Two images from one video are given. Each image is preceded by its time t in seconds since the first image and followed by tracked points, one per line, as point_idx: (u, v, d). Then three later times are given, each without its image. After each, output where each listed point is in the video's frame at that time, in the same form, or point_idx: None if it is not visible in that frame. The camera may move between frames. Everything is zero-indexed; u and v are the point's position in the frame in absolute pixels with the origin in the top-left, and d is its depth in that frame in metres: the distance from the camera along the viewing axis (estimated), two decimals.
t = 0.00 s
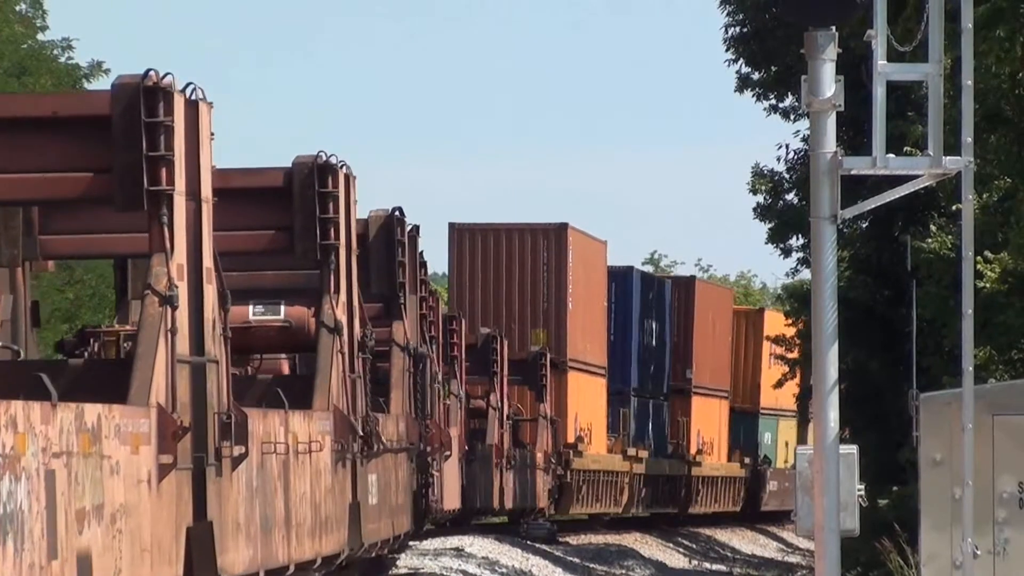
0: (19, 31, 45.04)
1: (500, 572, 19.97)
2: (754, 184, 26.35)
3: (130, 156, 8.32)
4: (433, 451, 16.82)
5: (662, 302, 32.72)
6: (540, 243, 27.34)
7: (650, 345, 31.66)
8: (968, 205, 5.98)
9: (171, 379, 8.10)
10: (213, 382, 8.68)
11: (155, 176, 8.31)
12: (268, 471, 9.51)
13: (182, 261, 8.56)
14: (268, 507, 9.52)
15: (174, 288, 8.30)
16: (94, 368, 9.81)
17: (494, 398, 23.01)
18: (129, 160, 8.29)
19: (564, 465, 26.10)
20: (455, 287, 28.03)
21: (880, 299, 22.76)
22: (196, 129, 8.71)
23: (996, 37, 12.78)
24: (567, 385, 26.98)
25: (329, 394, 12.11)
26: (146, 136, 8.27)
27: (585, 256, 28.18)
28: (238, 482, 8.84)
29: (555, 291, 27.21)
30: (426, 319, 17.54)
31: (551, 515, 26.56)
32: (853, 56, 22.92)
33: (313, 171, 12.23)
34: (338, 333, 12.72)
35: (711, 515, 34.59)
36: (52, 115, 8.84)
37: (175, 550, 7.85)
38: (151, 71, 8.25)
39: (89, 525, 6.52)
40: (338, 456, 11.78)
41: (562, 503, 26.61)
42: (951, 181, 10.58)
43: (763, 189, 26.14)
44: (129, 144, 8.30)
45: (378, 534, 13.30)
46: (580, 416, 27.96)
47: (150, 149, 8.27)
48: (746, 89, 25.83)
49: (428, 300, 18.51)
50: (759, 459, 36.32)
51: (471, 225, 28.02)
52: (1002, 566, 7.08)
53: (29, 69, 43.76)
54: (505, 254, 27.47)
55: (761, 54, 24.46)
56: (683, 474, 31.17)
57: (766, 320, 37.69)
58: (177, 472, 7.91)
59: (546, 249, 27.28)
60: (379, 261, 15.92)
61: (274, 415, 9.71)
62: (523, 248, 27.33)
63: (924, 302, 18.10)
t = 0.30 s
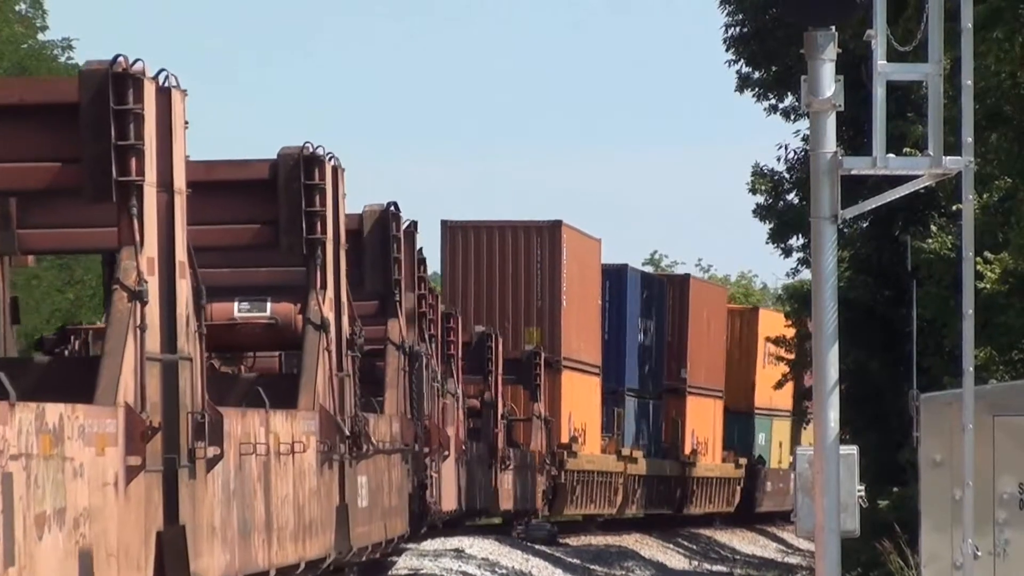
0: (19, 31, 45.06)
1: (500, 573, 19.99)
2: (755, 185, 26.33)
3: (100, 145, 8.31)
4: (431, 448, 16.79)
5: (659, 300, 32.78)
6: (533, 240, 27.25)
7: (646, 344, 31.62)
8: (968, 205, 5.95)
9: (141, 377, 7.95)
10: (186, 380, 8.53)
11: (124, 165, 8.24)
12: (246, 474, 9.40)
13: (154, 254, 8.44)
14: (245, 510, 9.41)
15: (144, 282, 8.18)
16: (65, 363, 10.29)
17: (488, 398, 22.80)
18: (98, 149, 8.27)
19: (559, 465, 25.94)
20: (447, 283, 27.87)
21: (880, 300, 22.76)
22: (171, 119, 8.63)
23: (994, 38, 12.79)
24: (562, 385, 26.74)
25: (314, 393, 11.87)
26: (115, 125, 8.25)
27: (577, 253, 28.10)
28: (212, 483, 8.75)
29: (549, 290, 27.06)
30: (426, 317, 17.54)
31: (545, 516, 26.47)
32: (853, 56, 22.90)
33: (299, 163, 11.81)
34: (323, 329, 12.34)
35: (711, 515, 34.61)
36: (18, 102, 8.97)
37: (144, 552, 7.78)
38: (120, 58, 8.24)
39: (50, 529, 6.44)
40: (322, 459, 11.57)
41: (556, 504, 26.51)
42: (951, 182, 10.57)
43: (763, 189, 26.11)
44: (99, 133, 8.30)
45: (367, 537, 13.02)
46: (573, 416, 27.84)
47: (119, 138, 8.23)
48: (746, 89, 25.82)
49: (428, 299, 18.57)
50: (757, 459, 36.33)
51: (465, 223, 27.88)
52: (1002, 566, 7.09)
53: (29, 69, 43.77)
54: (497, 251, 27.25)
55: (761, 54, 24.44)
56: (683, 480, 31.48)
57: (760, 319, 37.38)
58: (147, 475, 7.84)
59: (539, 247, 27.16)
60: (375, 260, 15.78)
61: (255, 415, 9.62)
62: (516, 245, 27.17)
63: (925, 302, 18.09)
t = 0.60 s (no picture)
0: (19, 30, 45.06)
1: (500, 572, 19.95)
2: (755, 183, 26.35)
3: (64, 133, 7.59)
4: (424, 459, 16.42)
5: (654, 296, 32.50)
6: (526, 237, 26.45)
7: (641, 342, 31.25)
8: (969, 205, 5.95)
9: (107, 374, 7.27)
10: (157, 378, 7.87)
11: (89, 154, 7.52)
12: (223, 475, 8.58)
13: (122, 247, 7.72)
14: (223, 513, 8.58)
15: (111, 276, 7.46)
16: (33, 359, 11.04)
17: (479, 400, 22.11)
18: (63, 137, 7.55)
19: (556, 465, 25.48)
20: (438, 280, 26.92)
21: (880, 299, 22.77)
22: (143, 106, 7.87)
23: (992, 36, 12.83)
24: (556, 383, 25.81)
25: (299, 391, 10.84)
26: (80, 112, 7.50)
27: (571, 250, 27.32)
28: (187, 484, 8.00)
29: (541, 286, 26.22)
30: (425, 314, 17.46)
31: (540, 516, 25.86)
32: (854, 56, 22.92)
33: (284, 155, 10.78)
34: (310, 326, 11.27)
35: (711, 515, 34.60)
36: None
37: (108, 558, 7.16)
38: (86, 40, 7.51)
39: (6, 532, 5.94)
40: (307, 458, 10.65)
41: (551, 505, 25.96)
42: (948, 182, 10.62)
43: (763, 188, 26.13)
44: (64, 121, 7.58)
45: (358, 539, 12.18)
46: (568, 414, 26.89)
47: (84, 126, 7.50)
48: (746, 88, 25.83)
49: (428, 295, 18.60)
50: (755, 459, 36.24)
51: (457, 219, 27.13)
52: (1002, 566, 7.11)
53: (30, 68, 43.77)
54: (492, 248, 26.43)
55: (762, 54, 24.44)
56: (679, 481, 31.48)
57: (756, 318, 37.27)
58: (113, 475, 7.20)
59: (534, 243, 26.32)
60: (369, 259, 14.78)
61: (233, 413, 8.76)
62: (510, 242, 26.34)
63: (925, 302, 18.12)
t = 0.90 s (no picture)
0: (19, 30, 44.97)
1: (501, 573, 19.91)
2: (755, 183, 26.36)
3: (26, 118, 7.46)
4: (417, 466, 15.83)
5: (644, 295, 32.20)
6: (519, 234, 25.82)
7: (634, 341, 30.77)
8: (969, 205, 5.95)
9: (69, 371, 7.16)
10: (124, 374, 7.71)
11: (52, 141, 7.40)
12: (198, 475, 8.44)
13: (86, 239, 7.59)
14: (197, 515, 8.43)
15: (74, 270, 7.34)
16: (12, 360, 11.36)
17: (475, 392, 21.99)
18: (24, 123, 7.42)
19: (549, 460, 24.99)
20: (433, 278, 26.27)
21: (880, 299, 22.79)
22: (109, 94, 7.73)
23: (988, 33, 12.91)
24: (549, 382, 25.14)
25: (281, 389, 10.69)
26: (42, 98, 7.40)
27: (566, 249, 26.75)
28: (157, 483, 7.84)
29: (536, 284, 25.57)
30: (423, 311, 17.50)
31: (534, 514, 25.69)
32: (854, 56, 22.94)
33: (266, 145, 10.89)
34: (293, 322, 11.06)
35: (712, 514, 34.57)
36: None
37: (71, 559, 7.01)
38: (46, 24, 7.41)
39: None
40: (291, 458, 10.47)
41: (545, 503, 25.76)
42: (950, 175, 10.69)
43: (764, 187, 26.14)
44: (24, 105, 7.44)
45: (348, 540, 11.94)
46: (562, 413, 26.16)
47: (46, 112, 7.38)
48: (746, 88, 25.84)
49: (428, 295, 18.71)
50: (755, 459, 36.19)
51: (451, 216, 26.54)
52: (1003, 566, 7.13)
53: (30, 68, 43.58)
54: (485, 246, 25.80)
55: (762, 54, 24.47)
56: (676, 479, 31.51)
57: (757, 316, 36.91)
58: (77, 475, 7.05)
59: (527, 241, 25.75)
60: (361, 253, 14.58)
61: (209, 412, 8.62)
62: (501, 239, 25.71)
63: (925, 302, 18.14)
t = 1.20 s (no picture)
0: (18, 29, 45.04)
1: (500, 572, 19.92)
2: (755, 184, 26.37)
3: None
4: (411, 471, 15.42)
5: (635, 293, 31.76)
6: (512, 231, 25.19)
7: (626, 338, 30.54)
8: (969, 205, 5.95)
9: (27, 369, 6.33)
10: (87, 373, 6.88)
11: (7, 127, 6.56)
12: (168, 479, 7.73)
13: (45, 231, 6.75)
14: (167, 519, 7.73)
15: (33, 263, 6.47)
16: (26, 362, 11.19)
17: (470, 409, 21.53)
18: None
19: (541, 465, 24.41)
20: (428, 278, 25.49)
21: (880, 300, 22.78)
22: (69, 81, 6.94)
23: (987, 33, 12.93)
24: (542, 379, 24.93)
25: (260, 389, 10.00)
26: None
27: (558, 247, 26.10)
28: (123, 486, 7.11)
29: (528, 278, 25.08)
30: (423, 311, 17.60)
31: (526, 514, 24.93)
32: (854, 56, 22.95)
33: (244, 137, 10.15)
34: (274, 319, 10.36)
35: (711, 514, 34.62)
36: None
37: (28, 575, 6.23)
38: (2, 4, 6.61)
39: None
40: (270, 459, 9.77)
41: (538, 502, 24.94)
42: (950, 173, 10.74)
43: (763, 188, 26.16)
44: None
45: (334, 545, 11.19)
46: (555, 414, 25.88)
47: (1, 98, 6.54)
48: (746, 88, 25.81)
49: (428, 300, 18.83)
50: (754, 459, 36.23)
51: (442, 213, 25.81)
52: (1002, 566, 7.13)
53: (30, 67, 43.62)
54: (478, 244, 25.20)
55: (762, 54, 24.47)
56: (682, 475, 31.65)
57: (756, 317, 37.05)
58: (36, 479, 6.27)
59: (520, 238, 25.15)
60: (352, 252, 13.98)
61: (180, 412, 7.94)
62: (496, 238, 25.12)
63: (924, 302, 18.15)
